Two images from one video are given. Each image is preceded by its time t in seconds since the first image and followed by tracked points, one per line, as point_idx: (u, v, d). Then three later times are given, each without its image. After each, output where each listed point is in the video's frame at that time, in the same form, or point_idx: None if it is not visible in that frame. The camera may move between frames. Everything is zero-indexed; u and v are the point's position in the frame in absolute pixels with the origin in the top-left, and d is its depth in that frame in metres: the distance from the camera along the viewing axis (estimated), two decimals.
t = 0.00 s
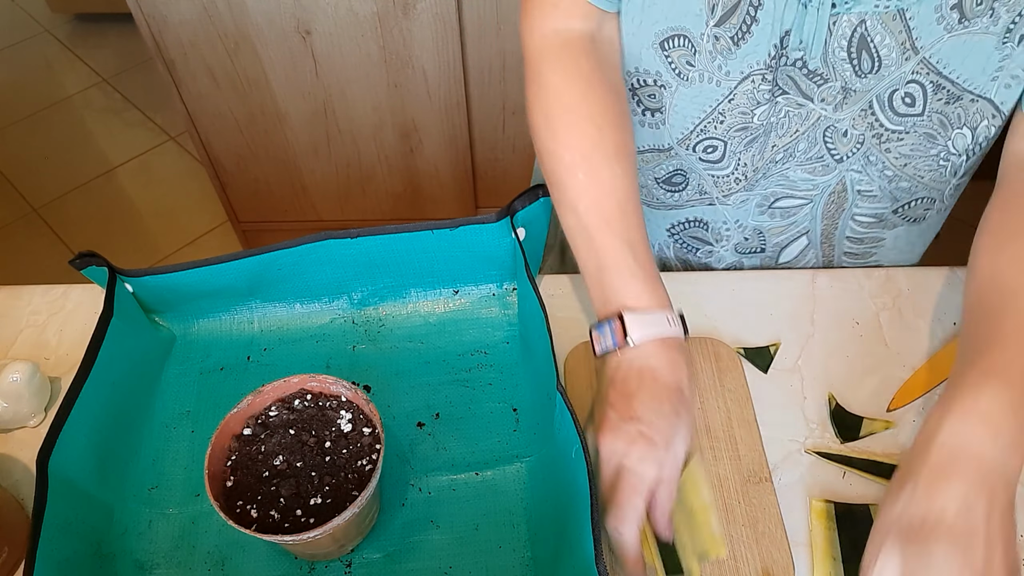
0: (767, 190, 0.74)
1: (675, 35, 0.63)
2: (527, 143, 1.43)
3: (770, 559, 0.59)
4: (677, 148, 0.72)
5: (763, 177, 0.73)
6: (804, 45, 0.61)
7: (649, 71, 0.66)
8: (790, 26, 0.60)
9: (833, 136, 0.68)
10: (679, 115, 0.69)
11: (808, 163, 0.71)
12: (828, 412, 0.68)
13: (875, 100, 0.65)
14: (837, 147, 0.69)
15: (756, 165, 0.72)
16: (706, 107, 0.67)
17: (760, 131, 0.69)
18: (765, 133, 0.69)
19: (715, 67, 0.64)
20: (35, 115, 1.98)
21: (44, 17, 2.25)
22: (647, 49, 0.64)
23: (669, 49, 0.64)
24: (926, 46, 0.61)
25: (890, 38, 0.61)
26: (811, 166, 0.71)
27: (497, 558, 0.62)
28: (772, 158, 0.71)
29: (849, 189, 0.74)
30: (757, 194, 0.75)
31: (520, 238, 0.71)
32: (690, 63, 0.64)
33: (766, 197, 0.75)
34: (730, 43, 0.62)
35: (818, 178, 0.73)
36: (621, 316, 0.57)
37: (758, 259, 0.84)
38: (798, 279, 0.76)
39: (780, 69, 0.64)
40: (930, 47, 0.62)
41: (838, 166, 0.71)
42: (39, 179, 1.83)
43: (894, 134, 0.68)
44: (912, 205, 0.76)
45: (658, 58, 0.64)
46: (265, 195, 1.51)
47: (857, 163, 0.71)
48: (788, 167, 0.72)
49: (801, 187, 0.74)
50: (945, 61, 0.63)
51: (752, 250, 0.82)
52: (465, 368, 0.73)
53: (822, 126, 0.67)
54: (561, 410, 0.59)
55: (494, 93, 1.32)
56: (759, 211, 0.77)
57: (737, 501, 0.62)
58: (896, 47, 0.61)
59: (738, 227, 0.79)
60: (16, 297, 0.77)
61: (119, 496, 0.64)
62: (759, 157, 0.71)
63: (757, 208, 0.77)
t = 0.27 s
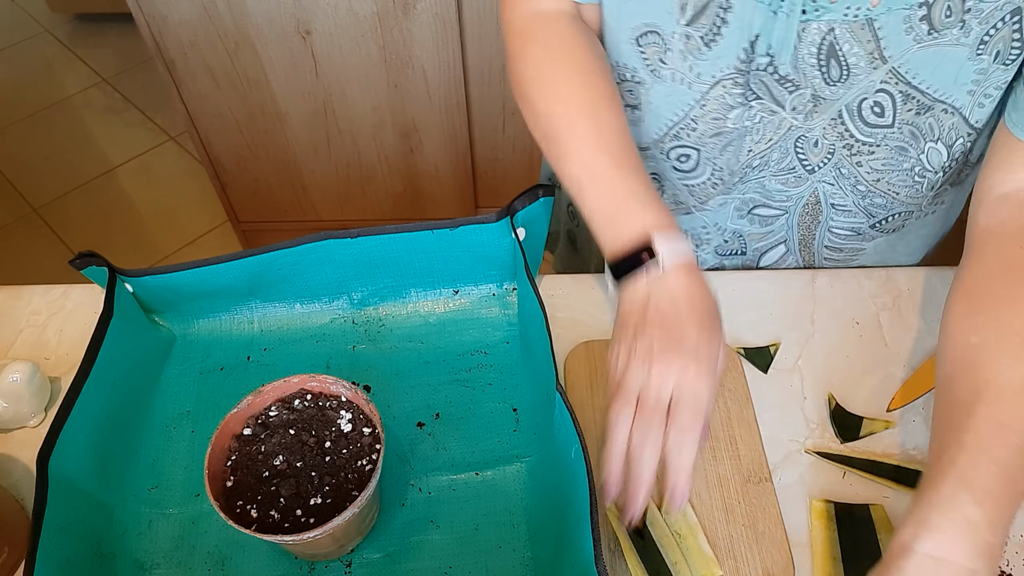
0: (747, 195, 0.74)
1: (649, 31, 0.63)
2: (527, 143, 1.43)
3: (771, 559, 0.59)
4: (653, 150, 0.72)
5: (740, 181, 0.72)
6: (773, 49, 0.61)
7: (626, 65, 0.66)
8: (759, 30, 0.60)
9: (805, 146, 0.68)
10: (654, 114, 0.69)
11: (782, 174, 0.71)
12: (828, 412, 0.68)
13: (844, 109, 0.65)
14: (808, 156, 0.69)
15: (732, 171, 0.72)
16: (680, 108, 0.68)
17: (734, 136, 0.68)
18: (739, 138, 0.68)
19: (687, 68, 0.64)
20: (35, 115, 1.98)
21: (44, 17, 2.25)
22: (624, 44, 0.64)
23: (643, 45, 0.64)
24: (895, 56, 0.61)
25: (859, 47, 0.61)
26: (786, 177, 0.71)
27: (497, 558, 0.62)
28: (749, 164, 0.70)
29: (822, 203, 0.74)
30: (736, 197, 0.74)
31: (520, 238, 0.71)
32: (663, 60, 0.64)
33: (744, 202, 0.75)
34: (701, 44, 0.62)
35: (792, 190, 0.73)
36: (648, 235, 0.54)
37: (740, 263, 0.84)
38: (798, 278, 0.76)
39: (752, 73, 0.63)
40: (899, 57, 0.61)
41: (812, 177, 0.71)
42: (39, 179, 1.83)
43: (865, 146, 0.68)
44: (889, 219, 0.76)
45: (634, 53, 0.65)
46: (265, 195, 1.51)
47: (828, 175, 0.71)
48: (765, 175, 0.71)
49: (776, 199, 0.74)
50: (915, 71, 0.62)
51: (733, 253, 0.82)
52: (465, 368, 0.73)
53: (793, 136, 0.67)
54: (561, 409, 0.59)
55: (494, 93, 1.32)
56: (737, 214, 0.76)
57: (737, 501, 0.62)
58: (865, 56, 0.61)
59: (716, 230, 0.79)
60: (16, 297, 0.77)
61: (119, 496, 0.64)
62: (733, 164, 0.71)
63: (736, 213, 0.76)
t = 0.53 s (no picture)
0: (744, 191, 0.75)
1: (643, 23, 0.65)
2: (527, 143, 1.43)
3: (770, 559, 0.59)
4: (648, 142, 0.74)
5: (738, 177, 0.74)
6: (771, 38, 0.62)
7: (620, 58, 0.68)
8: (756, 21, 0.62)
9: (808, 137, 0.69)
10: (648, 104, 0.71)
11: (783, 167, 0.72)
12: (828, 412, 0.68)
13: (847, 99, 0.66)
14: (810, 147, 0.69)
15: (729, 162, 0.72)
16: (676, 99, 0.69)
17: (729, 125, 0.69)
18: (734, 128, 0.69)
19: (683, 58, 0.66)
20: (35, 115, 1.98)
21: (44, 17, 2.25)
22: (619, 36, 0.67)
23: (636, 37, 0.66)
24: (897, 46, 0.62)
25: (860, 37, 0.62)
26: (787, 171, 0.72)
27: (497, 558, 0.62)
28: (748, 159, 0.72)
29: (825, 192, 0.74)
30: (733, 194, 0.75)
31: (520, 238, 0.71)
32: (657, 51, 0.66)
33: (742, 198, 0.76)
34: (696, 33, 0.64)
35: (794, 181, 0.73)
36: (597, 149, 0.62)
37: (737, 259, 0.83)
38: (798, 278, 0.76)
39: (749, 63, 0.64)
40: (902, 48, 0.62)
41: (814, 168, 0.71)
42: (39, 178, 1.84)
43: (868, 137, 0.68)
44: (888, 211, 0.76)
45: (627, 45, 0.67)
46: (265, 195, 1.51)
47: (832, 166, 0.71)
48: (764, 171, 0.72)
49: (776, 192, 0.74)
50: (918, 63, 0.63)
51: (730, 248, 0.82)
52: (465, 368, 0.73)
53: (795, 127, 0.68)
54: (561, 409, 0.59)
55: (494, 93, 1.32)
56: (735, 210, 0.77)
57: (737, 501, 0.62)
58: (867, 46, 0.62)
59: (712, 224, 0.80)
60: (16, 297, 0.77)
61: (119, 496, 0.64)
62: (731, 154, 0.72)
63: (734, 210, 0.77)
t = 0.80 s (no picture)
0: (762, 178, 0.74)
1: (662, 18, 0.65)
2: (527, 143, 1.43)
3: (770, 559, 0.59)
4: (664, 139, 0.73)
5: (758, 163, 0.73)
6: (796, 27, 0.63)
7: (636, 56, 0.68)
8: (781, 9, 0.62)
9: (832, 122, 0.68)
10: (665, 102, 0.70)
11: (804, 153, 0.71)
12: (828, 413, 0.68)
13: (876, 82, 0.65)
14: (834, 132, 0.69)
15: (750, 150, 0.72)
16: (695, 93, 0.69)
17: (751, 114, 0.69)
18: (757, 117, 0.69)
19: (704, 51, 0.66)
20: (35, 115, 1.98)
21: (44, 16, 2.25)
22: (636, 33, 0.66)
23: (655, 32, 0.65)
24: (925, 26, 0.62)
25: (887, 19, 0.61)
26: (808, 156, 0.71)
27: (497, 558, 0.62)
28: (768, 146, 0.71)
29: (844, 180, 0.73)
30: (751, 179, 0.75)
31: (520, 238, 0.71)
32: (677, 45, 0.66)
33: (760, 184, 0.75)
34: (718, 25, 0.64)
35: (815, 167, 0.72)
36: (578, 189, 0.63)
37: (749, 250, 0.84)
38: (798, 279, 0.76)
39: (773, 52, 0.65)
40: (929, 28, 0.62)
41: (837, 153, 0.71)
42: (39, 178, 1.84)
43: (893, 120, 0.68)
44: (903, 195, 0.76)
45: (644, 42, 0.66)
46: (265, 195, 1.51)
47: (855, 153, 0.70)
48: (784, 158, 0.72)
49: (796, 178, 0.73)
50: (945, 43, 0.63)
51: (744, 237, 0.82)
52: (465, 368, 0.73)
53: (819, 113, 0.67)
54: (561, 409, 0.59)
55: (494, 93, 1.32)
56: (754, 199, 0.77)
57: (737, 501, 0.62)
58: (895, 28, 0.62)
59: (728, 211, 0.79)
60: (16, 297, 0.77)
61: (119, 496, 0.64)
62: (753, 142, 0.71)
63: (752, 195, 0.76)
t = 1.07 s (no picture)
0: (782, 177, 0.75)
1: (682, 12, 0.64)
2: (527, 143, 1.43)
3: (770, 559, 0.59)
4: (681, 131, 0.73)
5: (777, 162, 0.73)
6: (821, 10, 0.62)
7: (653, 52, 0.67)
8: None
9: (859, 104, 0.68)
10: (682, 95, 0.70)
11: (827, 144, 0.71)
12: (828, 413, 0.68)
13: (903, 60, 0.65)
14: (861, 115, 0.69)
15: (768, 145, 0.72)
16: (713, 85, 0.68)
17: (771, 105, 0.69)
18: (777, 108, 0.69)
19: (723, 43, 0.65)
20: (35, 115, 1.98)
21: (44, 17, 2.25)
22: (653, 29, 0.66)
23: (674, 27, 0.65)
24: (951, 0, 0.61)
25: None
26: (832, 146, 0.72)
27: (497, 557, 0.62)
28: (788, 143, 0.72)
29: (868, 163, 0.74)
30: (769, 179, 0.75)
31: (520, 238, 0.71)
32: (696, 39, 0.66)
33: (778, 186, 0.76)
34: (739, 16, 0.64)
35: (838, 155, 0.73)
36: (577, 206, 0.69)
37: (766, 252, 0.85)
38: (798, 279, 0.76)
39: (797, 39, 0.64)
40: (956, 2, 0.61)
41: (862, 137, 0.71)
42: (40, 178, 1.84)
43: (919, 97, 0.68)
44: (918, 170, 0.77)
45: (661, 37, 0.66)
46: (265, 195, 1.51)
47: (880, 134, 0.71)
48: (805, 153, 0.72)
49: (817, 171, 0.74)
50: (971, 15, 0.62)
51: (760, 241, 0.83)
52: (465, 368, 0.73)
53: (845, 98, 0.68)
54: (561, 409, 0.59)
55: (494, 93, 1.32)
56: (771, 201, 0.78)
57: (737, 501, 0.62)
58: (923, 4, 0.61)
59: (744, 212, 0.79)
60: (16, 297, 0.77)
61: (119, 496, 0.64)
62: (772, 137, 0.71)
63: (768, 197, 0.77)
